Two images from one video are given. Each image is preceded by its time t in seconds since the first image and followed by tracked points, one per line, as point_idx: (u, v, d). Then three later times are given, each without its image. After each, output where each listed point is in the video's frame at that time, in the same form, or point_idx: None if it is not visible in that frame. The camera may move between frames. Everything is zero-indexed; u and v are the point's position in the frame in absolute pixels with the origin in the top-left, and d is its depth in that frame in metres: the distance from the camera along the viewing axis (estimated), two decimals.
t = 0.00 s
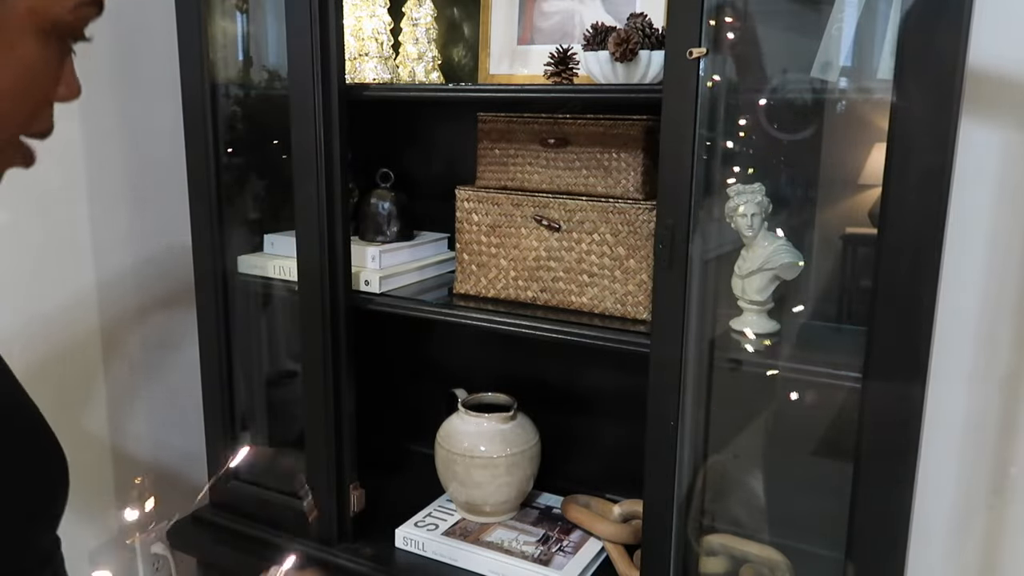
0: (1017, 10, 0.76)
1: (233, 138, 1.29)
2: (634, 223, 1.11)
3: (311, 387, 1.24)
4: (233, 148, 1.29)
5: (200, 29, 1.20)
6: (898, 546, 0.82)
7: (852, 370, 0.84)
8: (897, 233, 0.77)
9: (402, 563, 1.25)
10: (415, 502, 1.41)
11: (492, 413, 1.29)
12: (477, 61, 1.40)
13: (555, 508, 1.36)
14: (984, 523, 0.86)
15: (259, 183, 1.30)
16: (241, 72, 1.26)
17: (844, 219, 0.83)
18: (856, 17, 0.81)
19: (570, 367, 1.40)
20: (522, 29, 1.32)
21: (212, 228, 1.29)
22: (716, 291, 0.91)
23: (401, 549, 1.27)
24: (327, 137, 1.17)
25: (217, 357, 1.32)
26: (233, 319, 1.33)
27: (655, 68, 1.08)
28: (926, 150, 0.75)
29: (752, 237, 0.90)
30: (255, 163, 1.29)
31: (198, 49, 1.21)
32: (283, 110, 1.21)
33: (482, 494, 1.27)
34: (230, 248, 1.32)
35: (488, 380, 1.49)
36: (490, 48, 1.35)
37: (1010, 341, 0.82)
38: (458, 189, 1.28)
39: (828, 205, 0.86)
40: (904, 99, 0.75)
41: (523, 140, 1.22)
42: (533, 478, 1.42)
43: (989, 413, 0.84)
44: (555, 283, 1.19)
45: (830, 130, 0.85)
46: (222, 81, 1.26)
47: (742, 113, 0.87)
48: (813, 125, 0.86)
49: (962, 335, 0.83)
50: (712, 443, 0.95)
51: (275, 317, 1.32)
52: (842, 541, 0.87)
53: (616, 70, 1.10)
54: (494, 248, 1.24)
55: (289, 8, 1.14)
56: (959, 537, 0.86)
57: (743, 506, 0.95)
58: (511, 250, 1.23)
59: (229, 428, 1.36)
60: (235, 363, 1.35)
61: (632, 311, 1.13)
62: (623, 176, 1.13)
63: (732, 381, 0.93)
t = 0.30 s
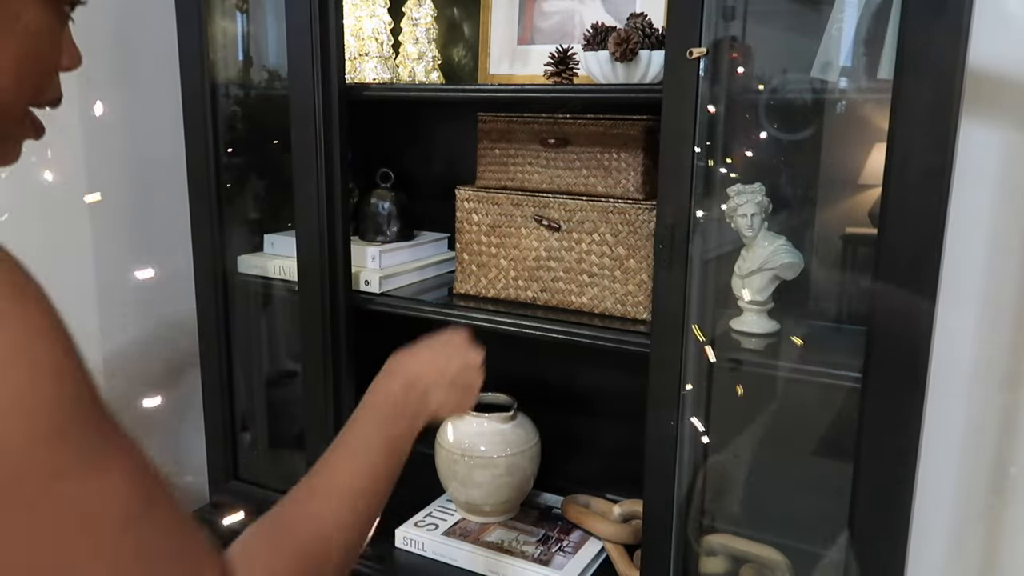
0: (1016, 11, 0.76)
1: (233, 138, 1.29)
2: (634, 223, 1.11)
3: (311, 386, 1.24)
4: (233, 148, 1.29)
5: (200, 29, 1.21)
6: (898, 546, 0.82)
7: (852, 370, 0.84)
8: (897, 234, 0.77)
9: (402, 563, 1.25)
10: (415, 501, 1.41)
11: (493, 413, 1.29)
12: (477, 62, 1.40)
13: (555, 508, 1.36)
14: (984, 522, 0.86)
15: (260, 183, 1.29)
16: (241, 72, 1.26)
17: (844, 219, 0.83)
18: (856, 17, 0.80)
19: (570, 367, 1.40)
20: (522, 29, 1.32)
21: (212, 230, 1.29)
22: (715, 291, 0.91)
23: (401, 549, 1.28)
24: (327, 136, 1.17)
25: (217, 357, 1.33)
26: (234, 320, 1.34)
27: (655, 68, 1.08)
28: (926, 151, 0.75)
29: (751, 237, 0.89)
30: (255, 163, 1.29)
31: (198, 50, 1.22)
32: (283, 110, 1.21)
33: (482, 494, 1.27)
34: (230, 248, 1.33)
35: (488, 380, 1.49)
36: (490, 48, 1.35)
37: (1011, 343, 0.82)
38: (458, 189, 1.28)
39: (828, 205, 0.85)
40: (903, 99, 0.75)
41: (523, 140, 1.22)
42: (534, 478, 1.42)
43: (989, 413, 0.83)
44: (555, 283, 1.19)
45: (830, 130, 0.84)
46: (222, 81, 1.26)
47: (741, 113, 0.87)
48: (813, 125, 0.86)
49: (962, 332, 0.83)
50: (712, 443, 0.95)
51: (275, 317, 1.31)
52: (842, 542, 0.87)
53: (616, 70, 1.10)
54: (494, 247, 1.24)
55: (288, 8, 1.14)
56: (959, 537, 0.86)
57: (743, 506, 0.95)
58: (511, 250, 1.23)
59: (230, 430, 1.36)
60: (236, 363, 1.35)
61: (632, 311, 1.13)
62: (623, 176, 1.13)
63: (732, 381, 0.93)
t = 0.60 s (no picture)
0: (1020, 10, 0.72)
1: (233, 138, 1.29)
2: (634, 223, 1.11)
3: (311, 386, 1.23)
4: (233, 148, 1.29)
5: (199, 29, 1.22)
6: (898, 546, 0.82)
7: (852, 370, 0.83)
8: (897, 234, 0.77)
9: (402, 563, 1.25)
10: (416, 501, 1.41)
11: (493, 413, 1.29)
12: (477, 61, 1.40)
13: (556, 508, 1.36)
14: (985, 523, 0.83)
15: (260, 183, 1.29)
16: (241, 72, 1.26)
17: (844, 219, 0.83)
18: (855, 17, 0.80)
19: (570, 367, 1.40)
20: (522, 29, 1.32)
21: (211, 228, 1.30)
22: (715, 291, 0.91)
23: (401, 549, 1.28)
24: (327, 135, 1.17)
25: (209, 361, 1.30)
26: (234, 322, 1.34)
27: (655, 68, 1.08)
28: (925, 151, 0.75)
29: (752, 237, 0.89)
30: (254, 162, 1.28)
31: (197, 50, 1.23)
32: (283, 110, 1.21)
33: (482, 494, 1.27)
34: (230, 248, 1.33)
35: (488, 380, 1.49)
36: (491, 47, 1.35)
37: (1010, 341, 0.78)
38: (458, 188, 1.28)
39: (828, 205, 0.85)
40: (904, 100, 0.75)
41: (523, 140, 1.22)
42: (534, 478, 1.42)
43: (988, 413, 0.80)
44: (556, 283, 1.20)
45: (830, 130, 0.84)
46: (222, 81, 1.26)
47: (741, 113, 0.87)
48: (813, 125, 0.86)
49: (960, 334, 0.79)
50: (712, 443, 0.95)
51: (275, 318, 1.30)
52: (842, 542, 0.87)
53: (616, 70, 1.10)
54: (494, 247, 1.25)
55: (288, 7, 1.14)
56: (960, 540, 0.83)
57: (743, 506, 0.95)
58: (511, 250, 1.23)
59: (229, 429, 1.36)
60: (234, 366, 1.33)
61: (632, 311, 1.13)
62: (623, 176, 1.13)
63: (732, 381, 0.93)
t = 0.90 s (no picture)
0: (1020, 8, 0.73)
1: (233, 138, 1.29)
2: (634, 223, 1.11)
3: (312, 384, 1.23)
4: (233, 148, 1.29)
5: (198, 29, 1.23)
6: (898, 546, 0.82)
7: (852, 370, 0.83)
8: (897, 233, 0.77)
9: (402, 563, 1.25)
10: (416, 499, 1.42)
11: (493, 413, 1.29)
12: (477, 62, 1.40)
13: (555, 508, 1.36)
14: (984, 521, 0.83)
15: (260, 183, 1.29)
16: (241, 72, 1.26)
17: (844, 219, 0.84)
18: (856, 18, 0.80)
19: (570, 366, 1.40)
20: (522, 29, 1.32)
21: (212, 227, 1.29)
22: (716, 291, 0.91)
23: (401, 549, 1.28)
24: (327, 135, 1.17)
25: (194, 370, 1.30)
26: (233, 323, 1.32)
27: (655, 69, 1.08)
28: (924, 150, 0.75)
29: (751, 237, 0.89)
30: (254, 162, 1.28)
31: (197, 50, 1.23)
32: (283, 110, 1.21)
33: (481, 494, 1.27)
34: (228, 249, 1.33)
35: (488, 380, 1.49)
36: (491, 47, 1.35)
37: (1011, 341, 0.79)
38: (458, 188, 1.29)
39: (828, 206, 0.86)
40: (903, 100, 0.75)
41: (524, 140, 1.22)
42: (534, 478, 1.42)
43: (988, 412, 0.81)
44: (556, 283, 1.20)
45: (830, 130, 0.84)
46: (222, 81, 1.26)
47: (741, 113, 0.87)
48: (814, 125, 0.86)
49: (962, 333, 0.79)
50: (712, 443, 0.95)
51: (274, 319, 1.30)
52: (842, 542, 0.87)
53: (616, 70, 1.10)
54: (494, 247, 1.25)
55: (288, 8, 1.14)
56: (962, 539, 0.83)
57: (743, 505, 0.96)
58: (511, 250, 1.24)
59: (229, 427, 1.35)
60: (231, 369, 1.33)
61: (632, 311, 1.13)
62: (623, 176, 1.14)
63: (733, 381, 0.92)
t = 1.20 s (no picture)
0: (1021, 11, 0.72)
1: (233, 138, 1.29)
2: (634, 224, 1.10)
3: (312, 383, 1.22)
4: (233, 148, 1.30)
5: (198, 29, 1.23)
6: (899, 546, 0.82)
7: (852, 369, 0.84)
8: (898, 233, 0.77)
9: (401, 562, 1.26)
10: (415, 499, 1.42)
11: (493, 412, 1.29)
12: (477, 62, 1.40)
13: (556, 508, 1.36)
14: (984, 521, 0.83)
15: (259, 184, 1.28)
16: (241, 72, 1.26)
17: (844, 219, 0.83)
18: (855, 18, 0.81)
19: (569, 366, 1.40)
20: (522, 29, 1.32)
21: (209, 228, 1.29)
22: (716, 290, 0.90)
23: (401, 549, 1.28)
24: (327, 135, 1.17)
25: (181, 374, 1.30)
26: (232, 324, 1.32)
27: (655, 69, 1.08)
28: (924, 149, 0.75)
29: (751, 237, 0.89)
30: (254, 162, 1.28)
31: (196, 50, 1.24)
32: (282, 110, 1.21)
33: (481, 494, 1.27)
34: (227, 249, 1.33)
35: (488, 380, 1.50)
36: (491, 47, 1.35)
37: (1011, 340, 0.79)
38: (458, 189, 1.29)
39: (828, 207, 0.86)
40: (904, 100, 0.75)
41: (523, 139, 1.22)
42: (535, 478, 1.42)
43: (988, 411, 0.80)
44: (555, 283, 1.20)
45: (830, 130, 0.85)
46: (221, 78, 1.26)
47: (741, 113, 0.87)
48: (814, 124, 0.86)
49: (961, 333, 0.79)
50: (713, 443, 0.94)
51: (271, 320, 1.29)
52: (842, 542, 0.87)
53: (616, 70, 1.10)
54: (494, 247, 1.25)
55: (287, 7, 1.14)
56: (961, 539, 0.83)
57: (744, 505, 0.95)
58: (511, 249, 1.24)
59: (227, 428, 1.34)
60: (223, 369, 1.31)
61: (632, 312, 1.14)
62: (623, 176, 1.14)
63: (733, 381, 0.92)
